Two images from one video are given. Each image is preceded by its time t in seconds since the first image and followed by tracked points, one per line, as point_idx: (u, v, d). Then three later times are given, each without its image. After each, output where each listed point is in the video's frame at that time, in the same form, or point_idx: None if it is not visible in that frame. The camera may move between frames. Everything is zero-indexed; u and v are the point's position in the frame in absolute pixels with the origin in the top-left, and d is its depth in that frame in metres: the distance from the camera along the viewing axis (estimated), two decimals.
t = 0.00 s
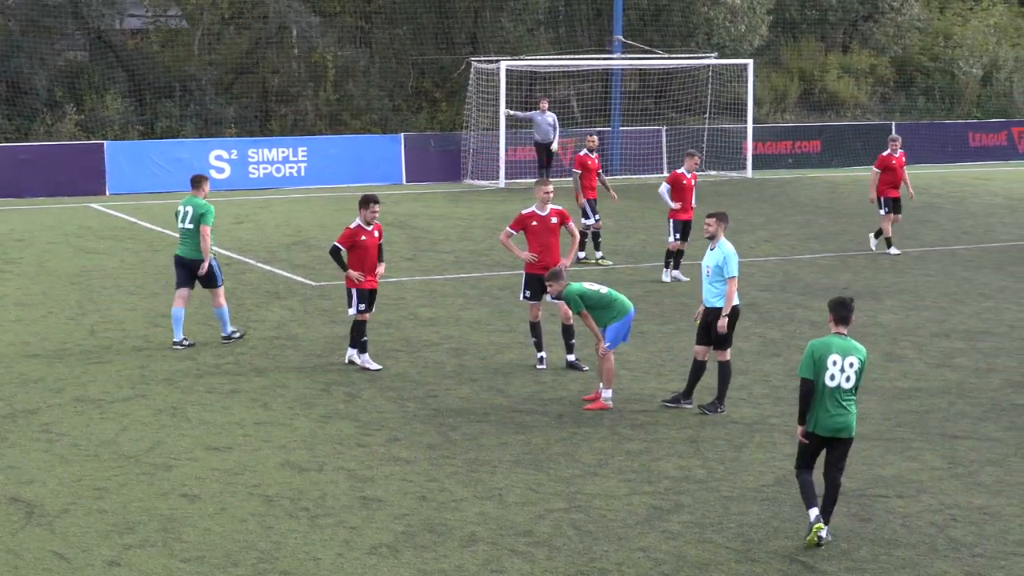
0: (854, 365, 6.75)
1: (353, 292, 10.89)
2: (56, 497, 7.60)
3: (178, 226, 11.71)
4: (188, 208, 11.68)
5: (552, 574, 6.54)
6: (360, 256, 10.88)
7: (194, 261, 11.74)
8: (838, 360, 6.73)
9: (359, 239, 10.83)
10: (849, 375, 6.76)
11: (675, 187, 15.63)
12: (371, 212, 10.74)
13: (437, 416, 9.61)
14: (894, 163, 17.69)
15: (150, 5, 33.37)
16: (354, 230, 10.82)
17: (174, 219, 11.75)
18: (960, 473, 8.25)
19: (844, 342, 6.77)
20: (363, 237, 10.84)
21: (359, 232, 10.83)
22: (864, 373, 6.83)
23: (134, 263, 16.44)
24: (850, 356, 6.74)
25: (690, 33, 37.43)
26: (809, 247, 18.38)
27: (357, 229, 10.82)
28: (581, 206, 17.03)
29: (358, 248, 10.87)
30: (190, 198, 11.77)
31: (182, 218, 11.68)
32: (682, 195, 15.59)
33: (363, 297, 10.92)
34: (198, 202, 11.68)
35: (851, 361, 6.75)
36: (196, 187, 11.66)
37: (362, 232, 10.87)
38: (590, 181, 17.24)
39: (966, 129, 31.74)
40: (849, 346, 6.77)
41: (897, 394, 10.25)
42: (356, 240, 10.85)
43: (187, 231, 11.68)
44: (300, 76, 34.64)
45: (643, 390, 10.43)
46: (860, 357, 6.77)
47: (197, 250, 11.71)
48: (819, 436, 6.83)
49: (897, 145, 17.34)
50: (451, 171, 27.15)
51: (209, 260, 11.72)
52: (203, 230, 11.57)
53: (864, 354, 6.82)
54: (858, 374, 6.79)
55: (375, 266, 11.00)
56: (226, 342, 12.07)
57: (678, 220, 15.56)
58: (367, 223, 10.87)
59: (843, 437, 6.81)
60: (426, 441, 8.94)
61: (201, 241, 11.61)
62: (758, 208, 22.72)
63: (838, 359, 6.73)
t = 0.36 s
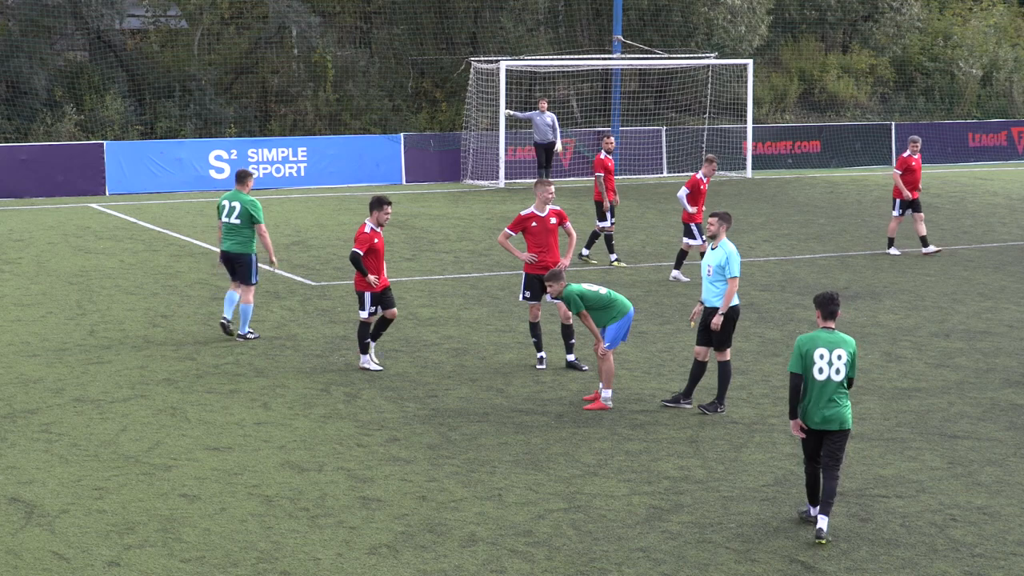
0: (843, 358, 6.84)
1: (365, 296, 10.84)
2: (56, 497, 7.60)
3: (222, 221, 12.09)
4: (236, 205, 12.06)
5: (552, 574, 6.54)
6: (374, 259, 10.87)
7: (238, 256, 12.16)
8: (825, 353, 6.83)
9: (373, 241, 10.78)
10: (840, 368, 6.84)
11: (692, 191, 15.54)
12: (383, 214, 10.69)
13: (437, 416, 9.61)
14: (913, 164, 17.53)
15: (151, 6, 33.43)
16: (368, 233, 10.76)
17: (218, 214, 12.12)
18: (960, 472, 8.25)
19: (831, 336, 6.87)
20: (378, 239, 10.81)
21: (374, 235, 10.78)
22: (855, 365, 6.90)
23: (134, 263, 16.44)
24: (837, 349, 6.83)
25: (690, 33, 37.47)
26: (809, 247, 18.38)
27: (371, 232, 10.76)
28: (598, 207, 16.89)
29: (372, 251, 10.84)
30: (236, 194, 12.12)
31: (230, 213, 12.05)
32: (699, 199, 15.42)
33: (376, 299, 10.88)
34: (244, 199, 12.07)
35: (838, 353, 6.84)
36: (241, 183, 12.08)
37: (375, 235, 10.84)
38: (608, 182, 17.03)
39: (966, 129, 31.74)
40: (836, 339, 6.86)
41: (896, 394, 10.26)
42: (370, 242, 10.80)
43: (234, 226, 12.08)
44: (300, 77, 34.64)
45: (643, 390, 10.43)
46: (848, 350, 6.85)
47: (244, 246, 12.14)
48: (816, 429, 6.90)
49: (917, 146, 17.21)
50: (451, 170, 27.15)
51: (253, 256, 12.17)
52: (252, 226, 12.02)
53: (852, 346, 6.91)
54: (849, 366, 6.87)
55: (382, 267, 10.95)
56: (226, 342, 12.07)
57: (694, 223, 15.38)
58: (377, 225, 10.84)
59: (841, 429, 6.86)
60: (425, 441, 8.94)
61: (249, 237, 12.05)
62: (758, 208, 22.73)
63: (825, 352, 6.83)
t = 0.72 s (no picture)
0: (828, 346, 7.16)
1: (378, 298, 10.81)
2: (56, 497, 7.60)
3: (261, 221, 12.31)
4: (273, 203, 12.32)
5: (552, 574, 6.54)
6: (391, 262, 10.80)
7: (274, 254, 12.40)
8: (811, 343, 7.17)
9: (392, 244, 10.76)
10: (825, 355, 7.16)
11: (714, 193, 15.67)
12: (403, 217, 10.64)
13: (437, 416, 9.61)
14: (938, 162, 17.37)
15: (151, 5, 33.39)
16: (388, 236, 10.71)
17: (255, 214, 12.32)
18: (960, 472, 8.25)
19: (816, 325, 7.20)
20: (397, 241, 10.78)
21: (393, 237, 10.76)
22: (844, 352, 7.17)
23: (134, 263, 16.44)
24: (822, 338, 7.16)
25: (690, 33, 37.49)
26: (808, 247, 18.39)
27: (391, 234, 10.72)
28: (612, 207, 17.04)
29: (390, 254, 10.78)
30: (269, 193, 12.38)
31: (270, 212, 12.29)
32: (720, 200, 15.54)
33: (389, 302, 10.85)
34: (280, 197, 12.39)
35: (823, 342, 7.16)
36: (275, 183, 12.37)
37: (394, 237, 10.79)
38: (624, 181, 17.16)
39: (966, 128, 31.71)
40: (822, 329, 7.18)
41: (896, 394, 10.26)
42: (389, 245, 10.75)
43: (271, 225, 12.33)
44: (300, 77, 34.66)
45: (643, 390, 10.43)
46: (833, 337, 7.16)
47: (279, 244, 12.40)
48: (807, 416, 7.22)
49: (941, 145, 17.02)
50: (451, 170, 27.15)
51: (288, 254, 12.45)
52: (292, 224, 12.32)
53: (840, 334, 7.20)
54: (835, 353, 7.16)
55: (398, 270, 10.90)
56: (226, 342, 12.06)
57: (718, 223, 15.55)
58: (397, 228, 10.79)
59: (830, 414, 7.15)
60: (425, 441, 8.94)
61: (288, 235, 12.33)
62: (758, 208, 22.72)
63: (811, 341, 7.18)
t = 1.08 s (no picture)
0: (821, 343, 7.30)
1: (409, 297, 10.79)
2: (56, 498, 7.60)
3: (291, 214, 12.90)
4: (302, 198, 12.85)
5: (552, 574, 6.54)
6: (419, 257, 10.88)
7: (306, 246, 12.93)
8: (806, 339, 7.29)
9: (419, 240, 10.83)
10: (818, 352, 7.30)
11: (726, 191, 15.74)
12: (429, 212, 10.72)
13: (437, 416, 9.61)
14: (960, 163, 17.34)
15: (151, 5, 33.37)
16: (415, 231, 10.80)
17: (288, 207, 12.94)
18: (960, 472, 8.25)
19: (811, 322, 7.32)
20: (423, 238, 10.85)
21: (420, 234, 10.83)
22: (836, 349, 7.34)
23: (134, 263, 16.44)
24: (816, 335, 7.29)
25: (690, 33, 37.49)
26: (808, 247, 18.40)
27: (417, 230, 10.81)
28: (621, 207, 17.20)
29: (418, 249, 10.84)
30: (303, 187, 12.90)
31: (297, 207, 12.85)
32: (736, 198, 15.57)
33: (419, 301, 10.84)
34: (311, 192, 12.85)
35: (818, 339, 7.30)
36: (308, 178, 12.84)
37: (421, 233, 10.87)
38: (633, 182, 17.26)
39: (966, 128, 31.70)
40: (816, 325, 7.32)
41: (897, 394, 10.26)
42: (415, 240, 10.83)
43: (301, 218, 12.86)
44: (300, 77, 34.67)
45: (644, 390, 10.43)
46: (826, 335, 7.31)
47: (310, 237, 12.90)
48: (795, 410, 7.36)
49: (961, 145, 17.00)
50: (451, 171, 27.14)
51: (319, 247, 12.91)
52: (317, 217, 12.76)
53: (831, 331, 7.36)
54: (828, 350, 7.32)
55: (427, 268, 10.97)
56: (226, 342, 12.07)
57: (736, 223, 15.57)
58: (423, 224, 10.89)
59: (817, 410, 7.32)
60: (425, 441, 8.94)
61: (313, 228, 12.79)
62: (757, 208, 22.74)
63: (806, 337, 7.29)
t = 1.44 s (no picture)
0: (812, 332, 7.55)
1: (437, 300, 10.76)
2: (56, 498, 7.60)
3: (325, 207, 13.21)
4: (337, 191, 13.19)
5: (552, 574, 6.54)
6: (443, 262, 10.84)
7: (338, 239, 13.32)
8: (800, 328, 7.50)
9: (443, 244, 10.78)
10: (809, 341, 7.54)
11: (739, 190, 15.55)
12: (452, 217, 10.69)
13: (437, 416, 9.61)
14: (973, 163, 17.41)
15: (151, 5, 33.38)
16: (438, 235, 10.74)
17: (319, 200, 13.24)
18: (960, 472, 8.25)
19: (801, 312, 7.56)
20: (447, 242, 10.82)
21: (443, 237, 10.78)
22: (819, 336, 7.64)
23: (134, 263, 16.44)
24: (808, 324, 7.53)
25: (690, 32, 37.49)
26: (808, 247, 18.40)
27: (441, 234, 10.75)
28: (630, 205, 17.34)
29: (441, 254, 10.80)
30: (336, 181, 13.23)
31: (333, 199, 13.18)
32: (745, 198, 15.46)
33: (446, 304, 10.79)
34: (345, 186, 13.23)
35: (809, 328, 7.54)
36: (342, 172, 13.19)
37: (444, 237, 10.81)
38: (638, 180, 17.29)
39: (966, 128, 31.69)
40: (805, 315, 7.56)
41: (897, 394, 10.27)
42: (439, 245, 10.77)
43: (336, 211, 13.22)
44: (300, 77, 34.66)
45: (644, 390, 10.43)
46: (814, 324, 7.58)
47: (343, 230, 13.30)
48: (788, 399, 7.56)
49: (976, 145, 17.07)
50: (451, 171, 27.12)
51: (350, 240, 13.34)
52: (354, 212, 13.19)
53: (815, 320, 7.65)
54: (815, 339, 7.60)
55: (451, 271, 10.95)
56: (226, 342, 12.06)
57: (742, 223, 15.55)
58: (447, 228, 10.84)
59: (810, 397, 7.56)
60: (426, 441, 8.94)
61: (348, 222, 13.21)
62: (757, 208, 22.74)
63: (799, 326, 7.50)
